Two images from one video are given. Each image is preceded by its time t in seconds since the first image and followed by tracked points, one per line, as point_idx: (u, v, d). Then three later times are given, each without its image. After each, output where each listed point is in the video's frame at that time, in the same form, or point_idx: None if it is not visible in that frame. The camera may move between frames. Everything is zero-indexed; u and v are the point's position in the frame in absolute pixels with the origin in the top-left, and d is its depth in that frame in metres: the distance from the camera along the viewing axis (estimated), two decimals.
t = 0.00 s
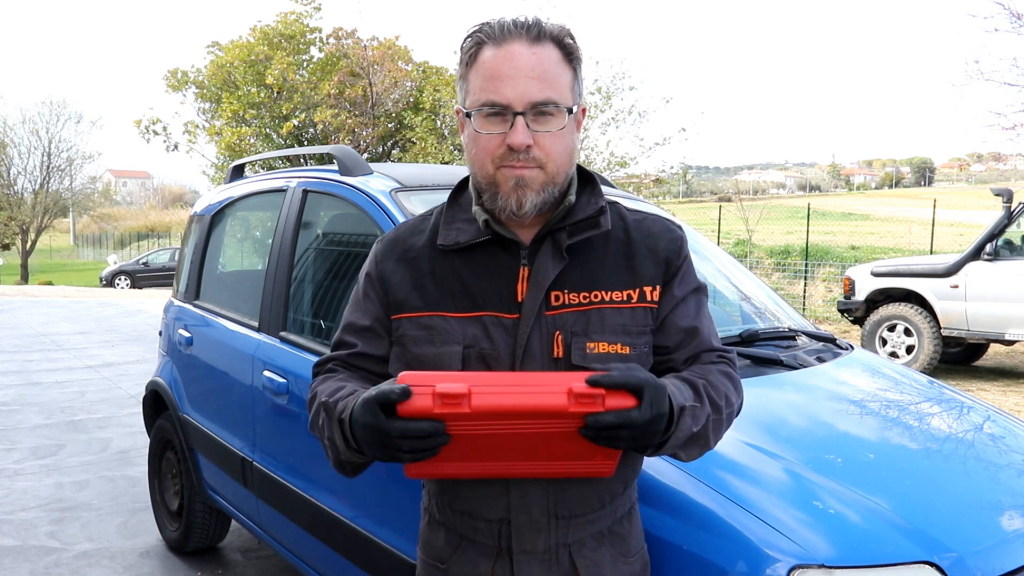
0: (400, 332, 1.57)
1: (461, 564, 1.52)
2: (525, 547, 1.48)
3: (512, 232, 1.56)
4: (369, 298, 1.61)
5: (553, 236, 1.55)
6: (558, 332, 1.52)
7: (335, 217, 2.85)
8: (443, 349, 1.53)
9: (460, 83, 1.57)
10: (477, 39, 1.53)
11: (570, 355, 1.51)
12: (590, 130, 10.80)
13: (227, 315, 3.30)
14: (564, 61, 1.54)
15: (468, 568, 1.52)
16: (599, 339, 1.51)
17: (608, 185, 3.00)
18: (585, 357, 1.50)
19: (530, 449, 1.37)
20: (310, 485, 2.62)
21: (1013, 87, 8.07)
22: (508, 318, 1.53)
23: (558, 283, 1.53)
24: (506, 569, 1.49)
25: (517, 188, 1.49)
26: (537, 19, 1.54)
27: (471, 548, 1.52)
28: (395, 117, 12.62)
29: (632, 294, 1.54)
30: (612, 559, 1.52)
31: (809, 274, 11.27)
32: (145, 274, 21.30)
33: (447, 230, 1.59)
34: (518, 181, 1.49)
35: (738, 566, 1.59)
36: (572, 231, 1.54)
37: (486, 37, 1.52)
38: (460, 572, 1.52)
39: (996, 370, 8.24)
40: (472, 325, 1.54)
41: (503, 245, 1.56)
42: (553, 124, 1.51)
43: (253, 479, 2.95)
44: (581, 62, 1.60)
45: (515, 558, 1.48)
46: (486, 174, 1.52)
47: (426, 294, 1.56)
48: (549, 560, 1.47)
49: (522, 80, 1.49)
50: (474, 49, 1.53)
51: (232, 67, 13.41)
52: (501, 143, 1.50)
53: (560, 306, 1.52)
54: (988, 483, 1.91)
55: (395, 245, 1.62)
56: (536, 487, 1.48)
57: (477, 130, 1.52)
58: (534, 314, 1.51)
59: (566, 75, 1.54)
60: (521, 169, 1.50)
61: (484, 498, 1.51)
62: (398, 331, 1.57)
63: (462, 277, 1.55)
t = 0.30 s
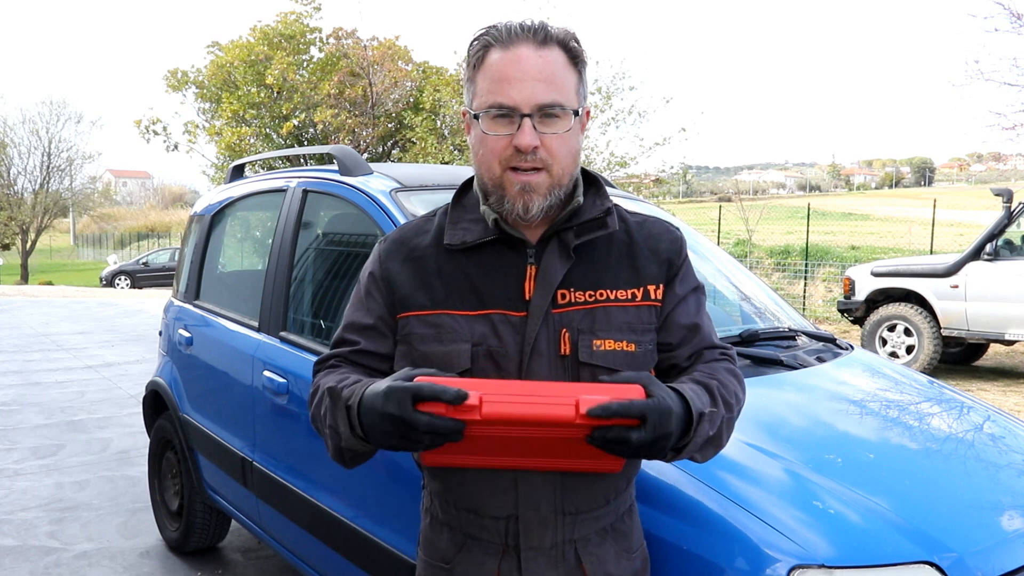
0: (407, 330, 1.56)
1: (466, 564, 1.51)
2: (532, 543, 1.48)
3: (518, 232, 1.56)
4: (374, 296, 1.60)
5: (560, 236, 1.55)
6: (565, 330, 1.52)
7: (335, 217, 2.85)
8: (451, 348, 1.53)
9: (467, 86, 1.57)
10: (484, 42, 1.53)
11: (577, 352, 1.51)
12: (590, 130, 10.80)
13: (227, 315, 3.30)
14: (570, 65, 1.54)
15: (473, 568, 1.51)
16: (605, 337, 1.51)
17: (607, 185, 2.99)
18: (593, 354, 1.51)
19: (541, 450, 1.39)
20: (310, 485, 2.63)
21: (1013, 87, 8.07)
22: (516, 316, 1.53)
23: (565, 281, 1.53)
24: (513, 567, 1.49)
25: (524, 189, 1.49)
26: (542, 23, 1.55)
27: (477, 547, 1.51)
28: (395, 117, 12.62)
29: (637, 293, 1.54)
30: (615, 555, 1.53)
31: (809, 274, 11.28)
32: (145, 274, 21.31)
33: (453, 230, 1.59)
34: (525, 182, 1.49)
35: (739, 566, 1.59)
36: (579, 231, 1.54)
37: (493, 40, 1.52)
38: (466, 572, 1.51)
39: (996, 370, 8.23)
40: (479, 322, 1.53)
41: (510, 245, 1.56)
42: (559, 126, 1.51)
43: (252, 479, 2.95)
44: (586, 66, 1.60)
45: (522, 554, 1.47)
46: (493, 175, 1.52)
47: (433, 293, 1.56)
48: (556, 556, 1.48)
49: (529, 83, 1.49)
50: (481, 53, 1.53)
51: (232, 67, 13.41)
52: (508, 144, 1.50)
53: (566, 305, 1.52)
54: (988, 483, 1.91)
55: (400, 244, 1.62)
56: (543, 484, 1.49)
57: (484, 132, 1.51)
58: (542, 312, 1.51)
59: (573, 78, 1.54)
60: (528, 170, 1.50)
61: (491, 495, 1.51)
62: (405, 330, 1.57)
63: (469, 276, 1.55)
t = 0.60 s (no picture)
0: (409, 328, 1.56)
1: (468, 562, 1.51)
2: (536, 538, 1.47)
3: (520, 232, 1.56)
4: (374, 296, 1.60)
5: (559, 236, 1.55)
6: (566, 328, 1.52)
7: (335, 217, 2.85)
8: (453, 346, 1.52)
9: (469, 89, 1.57)
10: (486, 45, 1.53)
11: (579, 349, 1.51)
12: (590, 130, 10.80)
13: (227, 315, 3.30)
14: (570, 69, 1.54)
15: (476, 565, 1.50)
16: (606, 334, 1.51)
17: (607, 185, 2.99)
18: (594, 351, 1.51)
19: (545, 450, 1.39)
20: (310, 485, 2.63)
21: (1013, 87, 8.09)
22: (518, 314, 1.52)
23: (566, 280, 1.53)
24: (517, 564, 1.48)
25: (524, 190, 1.49)
26: (544, 27, 1.55)
27: (479, 545, 1.51)
28: (395, 117, 12.62)
29: (635, 290, 1.55)
30: (616, 550, 1.53)
31: (809, 274, 11.28)
32: (145, 274, 21.31)
33: (453, 229, 1.58)
34: (525, 183, 1.49)
35: (739, 567, 1.59)
36: (580, 232, 1.55)
37: (496, 43, 1.52)
38: (468, 570, 1.51)
39: (996, 370, 8.24)
40: (482, 320, 1.53)
41: (511, 244, 1.56)
42: (559, 128, 1.51)
43: (252, 479, 2.95)
44: (586, 70, 1.61)
45: (526, 550, 1.47)
46: (494, 177, 1.52)
47: (435, 292, 1.56)
48: (559, 551, 1.48)
49: (531, 85, 1.49)
50: (483, 56, 1.53)
51: (232, 67, 13.41)
52: (509, 146, 1.50)
53: (567, 302, 1.52)
54: (988, 483, 1.91)
55: (401, 243, 1.62)
56: (547, 480, 1.49)
57: (485, 133, 1.51)
58: (543, 311, 1.51)
59: (573, 82, 1.54)
60: (528, 171, 1.50)
61: (493, 491, 1.51)
62: (407, 329, 1.56)
63: (470, 274, 1.55)
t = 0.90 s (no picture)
0: (406, 328, 1.56)
1: (466, 561, 1.51)
2: (534, 537, 1.48)
3: (518, 234, 1.56)
4: (372, 295, 1.60)
5: (556, 238, 1.55)
6: (563, 328, 1.52)
7: (335, 217, 2.85)
8: (451, 346, 1.53)
9: (466, 90, 1.57)
10: (483, 47, 1.53)
11: (575, 350, 1.51)
12: (590, 130, 10.79)
13: (227, 315, 3.30)
14: (566, 71, 1.54)
15: (474, 564, 1.50)
16: (603, 334, 1.51)
17: (607, 185, 2.99)
18: (590, 352, 1.51)
19: (545, 451, 1.40)
20: (310, 485, 2.63)
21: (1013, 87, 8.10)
22: (515, 314, 1.53)
23: (563, 281, 1.53)
24: (514, 563, 1.48)
25: (520, 191, 1.49)
26: (540, 29, 1.55)
27: (477, 544, 1.51)
28: (395, 117, 12.62)
29: (631, 291, 1.55)
30: (613, 548, 1.53)
31: (809, 274, 11.28)
32: (145, 274, 21.31)
33: (451, 230, 1.59)
34: (520, 183, 1.49)
35: (739, 567, 1.60)
36: (576, 234, 1.55)
37: (492, 45, 1.52)
38: (466, 570, 1.51)
39: (996, 370, 8.24)
40: (479, 321, 1.53)
41: (508, 245, 1.56)
42: (555, 129, 1.51)
43: (252, 479, 2.95)
44: (581, 72, 1.61)
45: (524, 549, 1.47)
46: (491, 177, 1.52)
47: (433, 292, 1.56)
48: (556, 550, 1.48)
49: (527, 87, 1.49)
50: (479, 58, 1.53)
51: (232, 67, 13.41)
52: (505, 147, 1.50)
53: (563, 303, 1.52)
54: (988, 483, 1.91)
55: (399, 244, 1.62)
56: (544, 479, 1.49)
57: (481, 134, 1.51)
58: (540, 312, 1.51)
59: (569, 84, 1.54)
60: (524, 172, 1.50)
61: (491, 490, 1.50)
62: (404, 328, 1.56)
63: (468, 274, 1.55)
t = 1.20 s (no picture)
0: (403, 328, 1.56)
1: (463, 562, 1.51)
2: (530, 539, 1.47)
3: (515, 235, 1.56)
4: (369, 293, 1.60)
5: (554, 238, 1.55)
6: (558, 329, 1.51)
7: (335, 217, 2.85)
8: (447, 346, 1.53)
9: (464, 89, 1.57)
10: (482, 46, 1.53)
11: (572, 351, 1.50)
12: (590, 130, 10.79)
13: (227, 315, 3.30)
14: (565, 68, 1.54)
15: (470, 564, 1.51)
16: (599, 335, 1.51)
17: (606, 185, 3.00)
18: (587, 353, 1.50)
19: (535, 452, 1.40)
20: (310, 485, 2.63)
21: (1014, 87, 8.12)
22: (511, 315, 1.53)
23: (559, 282, 1.53)
24: (510, 564, 1.48)
25: (518, 192, 1.49)
26: (539, 27, 1.55)
27: (474, 544, 1.51)
28: (395, 117, 12.62)
29: (629, 291, 1.55)
30: (611, 550, 1.53)
31: (809, 274, 11.28)
32: (145, 274, 21.30)
33: (449, 230, 1.59)
34: (519, 183, 1.49)
35: (738, 567, 1.60)
36: (573, 235, 1.54)
37: (490, 43, 1.52)
38: (463, 570, 1.51)
39: (996, 370, 8.24)
40: (475, 321, 1.53)
41: (505, 245, 1.56)
42: (553, 127, 1.51)
43: (252, 479, 2.95)
44: (581, 70, 1.61)
45: (520, 550, 1.47)
46: (489, 177, 1.52)
47: (430, 293, 1.56)
48: (552, 552, 1.48)
49: (525, 84, 1.49)
50: (478, 56, 1.54)
51: (232, 67, 13.41)
52: (504, 145, 1.50)
53: (560, 305, 1.52)
54: (988, 483, 1.91)
55: (398, 242, 1.62)
56: (540, 480, 1.48)
57: (480, 133, 1.52)
58: (536, 314, 1.51)
59: (568, 82, 1.54)
60: (523, 171, 1.50)
61: (489, 490, 1.50)
62: (401, 328, 1.57)
63: (464, 275, 1.55)
